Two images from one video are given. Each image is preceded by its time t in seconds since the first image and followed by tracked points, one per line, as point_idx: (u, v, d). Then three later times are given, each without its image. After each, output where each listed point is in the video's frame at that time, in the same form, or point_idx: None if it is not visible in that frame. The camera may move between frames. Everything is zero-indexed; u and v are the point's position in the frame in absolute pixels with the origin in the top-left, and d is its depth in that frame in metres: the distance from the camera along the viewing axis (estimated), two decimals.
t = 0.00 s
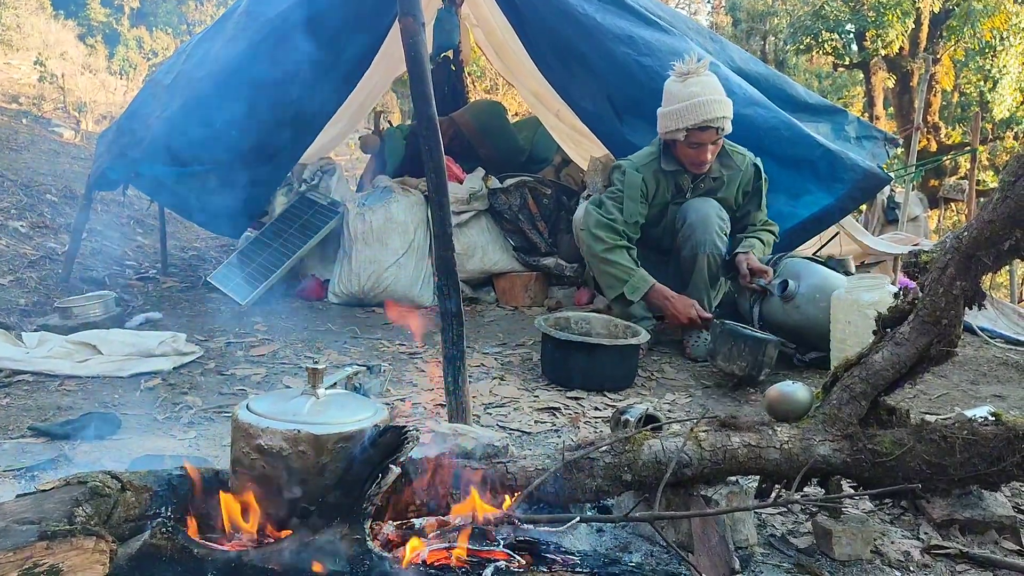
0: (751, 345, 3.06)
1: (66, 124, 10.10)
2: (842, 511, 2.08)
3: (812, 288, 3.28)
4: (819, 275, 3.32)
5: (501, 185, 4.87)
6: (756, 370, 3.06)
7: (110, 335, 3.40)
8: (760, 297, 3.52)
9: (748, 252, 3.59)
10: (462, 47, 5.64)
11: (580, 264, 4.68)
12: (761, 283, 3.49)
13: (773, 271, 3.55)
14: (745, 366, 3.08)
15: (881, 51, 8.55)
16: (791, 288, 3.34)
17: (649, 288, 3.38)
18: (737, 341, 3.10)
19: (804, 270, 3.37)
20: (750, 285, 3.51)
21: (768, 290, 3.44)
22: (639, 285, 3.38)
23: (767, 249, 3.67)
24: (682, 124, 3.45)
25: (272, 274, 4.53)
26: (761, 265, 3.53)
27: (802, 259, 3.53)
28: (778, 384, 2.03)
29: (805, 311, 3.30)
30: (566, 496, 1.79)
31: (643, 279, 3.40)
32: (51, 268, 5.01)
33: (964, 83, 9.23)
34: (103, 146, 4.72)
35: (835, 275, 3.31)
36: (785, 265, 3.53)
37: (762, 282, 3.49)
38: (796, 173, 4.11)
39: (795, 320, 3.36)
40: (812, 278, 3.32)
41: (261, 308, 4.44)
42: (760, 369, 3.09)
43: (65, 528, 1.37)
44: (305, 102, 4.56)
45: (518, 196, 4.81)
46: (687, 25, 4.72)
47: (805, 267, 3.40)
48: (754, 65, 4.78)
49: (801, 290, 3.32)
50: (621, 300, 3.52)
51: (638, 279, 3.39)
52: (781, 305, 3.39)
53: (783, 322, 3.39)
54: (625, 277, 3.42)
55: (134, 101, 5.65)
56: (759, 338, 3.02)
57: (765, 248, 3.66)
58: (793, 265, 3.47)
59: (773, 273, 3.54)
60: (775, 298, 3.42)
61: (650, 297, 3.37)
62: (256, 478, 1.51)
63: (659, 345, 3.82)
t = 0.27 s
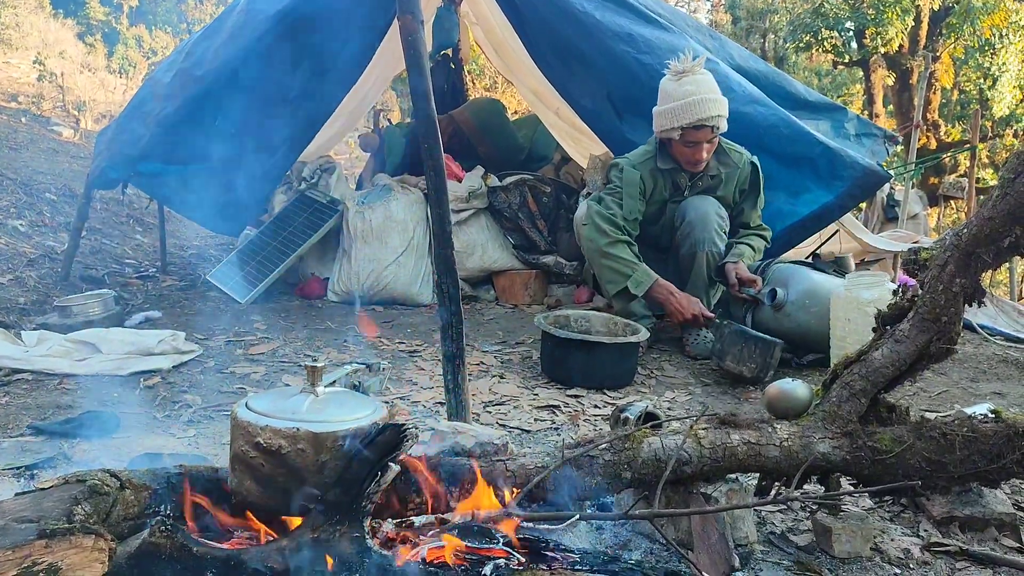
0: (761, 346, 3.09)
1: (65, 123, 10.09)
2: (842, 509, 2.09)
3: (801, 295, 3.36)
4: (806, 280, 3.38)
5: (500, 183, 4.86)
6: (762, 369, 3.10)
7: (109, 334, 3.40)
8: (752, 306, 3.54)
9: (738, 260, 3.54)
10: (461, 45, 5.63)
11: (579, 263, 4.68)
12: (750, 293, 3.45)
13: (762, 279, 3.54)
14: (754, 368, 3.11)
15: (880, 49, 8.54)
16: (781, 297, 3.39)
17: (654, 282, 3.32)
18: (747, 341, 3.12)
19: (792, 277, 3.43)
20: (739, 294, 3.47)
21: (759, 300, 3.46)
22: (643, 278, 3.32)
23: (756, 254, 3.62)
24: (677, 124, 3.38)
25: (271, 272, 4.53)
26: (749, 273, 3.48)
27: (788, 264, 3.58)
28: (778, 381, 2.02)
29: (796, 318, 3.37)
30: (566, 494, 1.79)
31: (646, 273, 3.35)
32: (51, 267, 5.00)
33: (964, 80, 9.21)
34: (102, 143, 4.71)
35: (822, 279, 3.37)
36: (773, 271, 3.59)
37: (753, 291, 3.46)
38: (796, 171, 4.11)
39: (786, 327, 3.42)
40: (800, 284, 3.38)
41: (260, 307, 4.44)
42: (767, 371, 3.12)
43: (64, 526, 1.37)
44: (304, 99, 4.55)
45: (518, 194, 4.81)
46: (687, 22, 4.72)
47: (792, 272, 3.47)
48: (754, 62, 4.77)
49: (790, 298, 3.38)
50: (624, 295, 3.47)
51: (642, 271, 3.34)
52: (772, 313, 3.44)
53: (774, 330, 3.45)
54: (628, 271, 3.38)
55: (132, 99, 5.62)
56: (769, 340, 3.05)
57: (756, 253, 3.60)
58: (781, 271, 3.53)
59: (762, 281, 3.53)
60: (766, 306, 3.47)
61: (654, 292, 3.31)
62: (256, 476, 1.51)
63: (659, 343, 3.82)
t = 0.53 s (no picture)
0: (755, 347, 3.07)
1: (65, 122, 10.09)
2: (840, 507, 2.08)
3: (794, 301, 3.32)
4: (798, 285, 3.34)
5: (499, 181, 4.86)
6: (755, 370, 3.08)
7: (108, 333, 3.40)
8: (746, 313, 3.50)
9: (731, 267, 3.51)
10: (461, 43, 5.64)
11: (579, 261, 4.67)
12: (744, 300, 3.43)
13: (753, 285, 3.50)
14: (747, 369, 3.10)
15: (880, 47, 8.54)
16: (774, 304, 3.36)
17: (647, 282, 3.35)
18: (739, 342, 3.12)
19: (784, 283, 3.38)
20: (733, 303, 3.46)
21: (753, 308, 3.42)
22: (638, 278, 3.36)
23: (750, 259, 3.61)
24: (673, 125, 3.37)
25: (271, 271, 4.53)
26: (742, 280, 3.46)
27: (778, 268, 3.54)
28: (777, 379, 2.02)
29: (791, 324, 3.34)
30: (564, 492, 1.79)
31: (640, 273, 3.38)
32: (50, 266, 5.00)
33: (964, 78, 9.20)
34: (100, 142, 4.67)
35: (814, 282, 3.32)
36: (764, 276, 3.54)
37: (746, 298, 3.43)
38: (795, 169, 4.10)
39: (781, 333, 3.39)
40: (792, 289, 3.34)
41: (260, 306, 4.45)
42: (761, 372, 3.10)
43: (63, 525, 1.37)
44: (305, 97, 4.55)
45: (517, 193, 4.81)
46: (686, 20, 4.71)
47: (782, 277, 3.42)
48: (754, 60, 4.77)
49: (783, 304, 3.35)
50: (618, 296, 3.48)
51: (636, 271, 3.37)
52: (766, 320, 3.41)
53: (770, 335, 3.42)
54: (621, 271, 3.40)
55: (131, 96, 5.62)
56: (762, 341, 3.04)
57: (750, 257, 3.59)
58: (772, 276, 3.48)
59: (754, 287, 3.50)
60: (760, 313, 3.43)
61: (647, 292, 3.35)
62: (255, 475, 1.51)
63: (658, 342, 3.82)
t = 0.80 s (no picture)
0: (746, 347, 3.09)
1: (64, 121, 10.09)
2: (840, 505, 2.08)
3: (789, 305, 3.34)
4: (793, 288, 3.35)
5: (499, 181, 4.86)
6: (744, 370, 3.10)
7: (108, 332, 3.40)
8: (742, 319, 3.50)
9: (726, 272, 3.47)
10: (460, 43, 5.64)
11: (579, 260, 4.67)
12: (740, 306, 3.43)
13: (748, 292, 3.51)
14: (738, 368, 3.10)
15: (880, 46, 8.53)
16: (770, 309, 3.37)
17: (641, 275, 3.34)
18: (732, 341, 3.13)
19: (778, 287, 3.39)
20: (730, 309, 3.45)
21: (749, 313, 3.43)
22: (631, 272, 3.34)
23: (747, 262, 3.59)
24: (671, 129, 3.36)
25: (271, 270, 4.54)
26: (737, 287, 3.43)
27: (772, 272, 3.55)
28: (776, 378, 2.02)
29: (787, 328, 3.36)
30: (564, 491, 1.79)
31: (634, 266, 3.36)
32: (50, 265, 5.01)
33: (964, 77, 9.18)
34: (101, 140, 4.70)
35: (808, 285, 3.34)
36: (759, 280, 3.55)
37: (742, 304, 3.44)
38: (795, 168, 4.10)
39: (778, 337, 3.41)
40: (787, 293, 3.36)
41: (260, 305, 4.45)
42: (751, 371, 3.12)
43: (64, 525, 1.37)
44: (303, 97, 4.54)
45: (517, 192, 4.80)
46: (686, 19, 4.71)
47: (776, 281, 3.43)
48: (753, 59, 4.77)
49: (779, 308, 3.36)
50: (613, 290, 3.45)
51: (630, 265, 3.36)
52: (762, 325, 3.41)
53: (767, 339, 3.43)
54: (615, 264, 3.38)
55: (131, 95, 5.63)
56: (755, 341, 3.06)
57: (747, 260, 3.57)
58: (766, 280, 3.49)
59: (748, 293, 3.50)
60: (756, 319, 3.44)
61: (641, 285, 3.33)
62: (254, 475, 1.51)
63: (658, 341, 3.82)
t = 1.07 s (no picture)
0: (745, 346, 3.10)
1: (64, 120, 10.08)
2: (841, 504, 2.09)
3: (785, 310, 3.30)
4: (789, 293, 3.31)
5: (500, 180, 4.85)
6: (742, 367, 3.10)
7: (108, 331, 3.40)
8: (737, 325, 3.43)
9: (720, 279, 3.46)
10: (460, 42, 5.64)
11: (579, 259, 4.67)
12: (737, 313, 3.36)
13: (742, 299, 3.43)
14: (736, 368, 3.11)
15: (880, 45, 8.52)
16: (766, 316, 3.31)
17: (642, 270, 3.29)
18: (731, 340, 3.13)
19: (773, 293, 3.33)
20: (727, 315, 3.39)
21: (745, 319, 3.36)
22: (632, 267, 3.31)
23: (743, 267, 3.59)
24: (672, 130, 3.36)
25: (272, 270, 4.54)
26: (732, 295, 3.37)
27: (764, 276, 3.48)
28: (777, 377, 2.02)
29: (784, 333, 3.32)
30: (565, 489, 1.79)
31: (635, 261, 3.34)
32: (50, 264, 5.01)
33: (964, 76, 9.17)
34: (101, 140, 4.70)
35: (802, 289, 3.31)
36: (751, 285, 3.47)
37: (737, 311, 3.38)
38: (795, 167, 4.10)
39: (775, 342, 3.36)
40: (783, 298, 3.31)
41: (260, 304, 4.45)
42: (748, 371, 3.13)
43: (65, 523, 1.37)
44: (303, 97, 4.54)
45: (517, 191, 4.80)
46: (687, 18, 4.71)
47: (770, 286, 3.36)
48: (754, 58, 4.77)
49: (775, 314, 3.31)
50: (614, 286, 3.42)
51: (631, 260, 3.33)
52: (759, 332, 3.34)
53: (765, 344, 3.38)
54: (616, 260, 3.36)
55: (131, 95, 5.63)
56: (753, 341, 3.07)
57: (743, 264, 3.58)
58: (759, 285, 3.41)
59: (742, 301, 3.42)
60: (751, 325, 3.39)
61: (642, 281, 3.27)
62: (256, 474, 1.51)
63: (658, 340, 3.82)
